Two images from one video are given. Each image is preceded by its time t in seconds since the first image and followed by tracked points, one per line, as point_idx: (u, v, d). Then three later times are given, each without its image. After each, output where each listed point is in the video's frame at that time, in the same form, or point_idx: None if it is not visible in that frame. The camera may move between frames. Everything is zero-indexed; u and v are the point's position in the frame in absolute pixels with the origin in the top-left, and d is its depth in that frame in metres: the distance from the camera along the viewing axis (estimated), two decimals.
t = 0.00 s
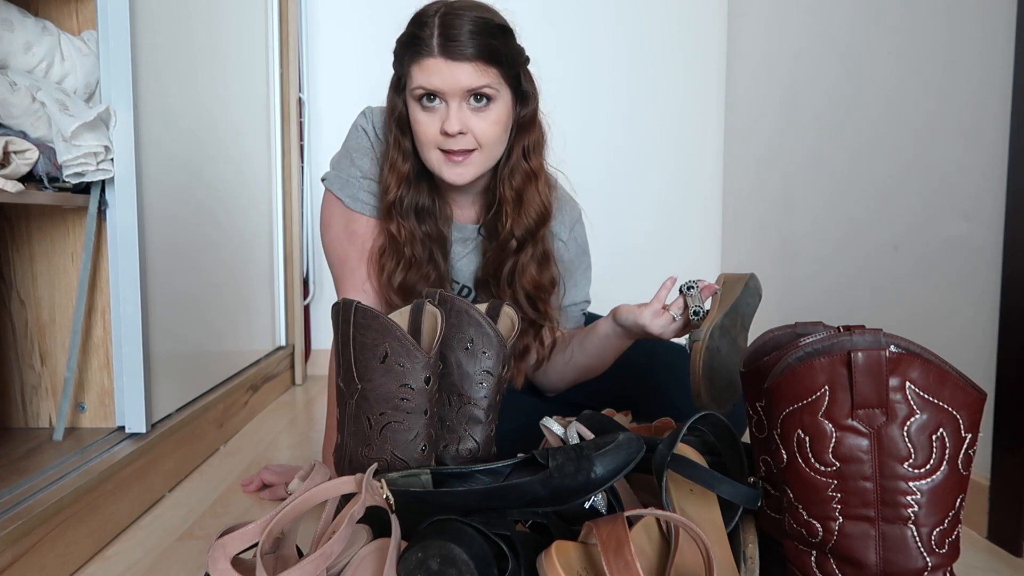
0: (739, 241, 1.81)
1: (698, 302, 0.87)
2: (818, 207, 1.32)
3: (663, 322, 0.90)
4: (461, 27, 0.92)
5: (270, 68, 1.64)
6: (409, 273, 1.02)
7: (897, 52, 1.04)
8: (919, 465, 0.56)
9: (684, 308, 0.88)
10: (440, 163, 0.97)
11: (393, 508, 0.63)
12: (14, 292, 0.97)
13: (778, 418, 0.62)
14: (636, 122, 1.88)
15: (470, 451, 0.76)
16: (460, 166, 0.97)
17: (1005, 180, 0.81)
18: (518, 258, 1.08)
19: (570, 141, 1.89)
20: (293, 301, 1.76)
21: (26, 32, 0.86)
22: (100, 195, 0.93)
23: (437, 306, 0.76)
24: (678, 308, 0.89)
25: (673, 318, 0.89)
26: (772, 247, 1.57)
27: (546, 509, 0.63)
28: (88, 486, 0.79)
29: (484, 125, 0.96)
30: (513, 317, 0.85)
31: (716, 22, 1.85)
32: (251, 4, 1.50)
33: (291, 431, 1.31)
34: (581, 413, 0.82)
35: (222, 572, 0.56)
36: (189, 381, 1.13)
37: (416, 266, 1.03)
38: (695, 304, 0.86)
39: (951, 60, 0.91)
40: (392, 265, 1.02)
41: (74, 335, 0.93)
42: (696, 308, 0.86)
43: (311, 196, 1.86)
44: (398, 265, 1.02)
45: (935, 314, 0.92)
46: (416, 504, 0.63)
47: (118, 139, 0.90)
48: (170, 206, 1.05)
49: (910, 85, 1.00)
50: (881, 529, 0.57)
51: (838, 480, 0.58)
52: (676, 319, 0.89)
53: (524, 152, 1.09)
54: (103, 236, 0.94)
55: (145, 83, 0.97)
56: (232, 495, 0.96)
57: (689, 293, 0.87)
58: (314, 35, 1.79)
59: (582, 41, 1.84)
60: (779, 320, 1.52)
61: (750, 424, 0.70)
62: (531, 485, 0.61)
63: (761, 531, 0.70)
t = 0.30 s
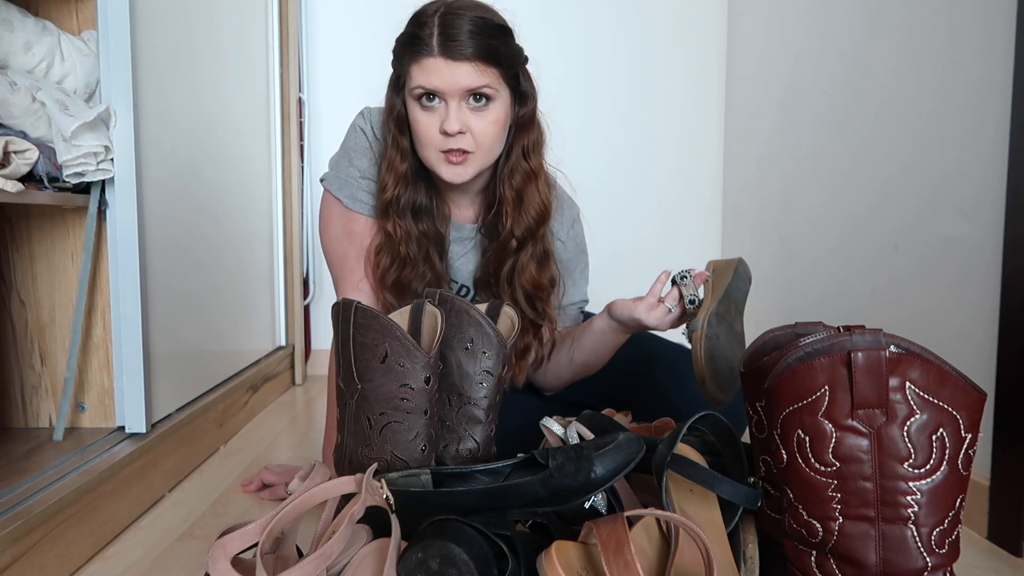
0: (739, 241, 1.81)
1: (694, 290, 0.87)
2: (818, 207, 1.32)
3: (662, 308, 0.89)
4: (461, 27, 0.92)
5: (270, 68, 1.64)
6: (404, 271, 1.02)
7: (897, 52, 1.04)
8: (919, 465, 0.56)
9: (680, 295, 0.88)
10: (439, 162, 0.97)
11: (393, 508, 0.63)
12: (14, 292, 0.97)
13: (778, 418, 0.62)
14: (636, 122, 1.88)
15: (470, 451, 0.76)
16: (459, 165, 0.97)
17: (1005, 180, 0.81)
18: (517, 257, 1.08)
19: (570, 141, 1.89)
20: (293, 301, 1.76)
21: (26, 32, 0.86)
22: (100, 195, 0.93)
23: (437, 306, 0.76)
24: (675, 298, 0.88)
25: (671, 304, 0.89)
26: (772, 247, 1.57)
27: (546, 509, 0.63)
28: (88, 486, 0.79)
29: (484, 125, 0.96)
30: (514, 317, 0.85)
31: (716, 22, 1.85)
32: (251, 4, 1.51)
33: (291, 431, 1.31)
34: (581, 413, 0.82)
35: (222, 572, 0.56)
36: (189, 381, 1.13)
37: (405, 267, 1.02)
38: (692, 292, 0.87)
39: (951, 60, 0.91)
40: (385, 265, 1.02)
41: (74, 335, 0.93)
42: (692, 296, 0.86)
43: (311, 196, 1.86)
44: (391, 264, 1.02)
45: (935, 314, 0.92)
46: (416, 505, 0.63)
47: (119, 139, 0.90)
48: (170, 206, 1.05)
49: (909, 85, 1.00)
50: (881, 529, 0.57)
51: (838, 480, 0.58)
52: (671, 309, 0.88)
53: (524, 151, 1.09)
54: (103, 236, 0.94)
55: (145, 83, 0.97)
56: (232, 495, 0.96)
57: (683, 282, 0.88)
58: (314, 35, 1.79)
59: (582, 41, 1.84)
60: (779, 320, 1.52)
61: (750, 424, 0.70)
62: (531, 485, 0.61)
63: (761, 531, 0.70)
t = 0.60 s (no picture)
0: (739, 241, 1.81)
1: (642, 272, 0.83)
2: (818, 207, 1.32)
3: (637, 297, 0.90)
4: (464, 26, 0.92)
5: (270, 68, 1.64)
6: (401, 268, 1.02)
7: (896, 52, 1.04)
8: (919, 465, 0.56)
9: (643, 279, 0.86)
10: (440, 159, 0.97)
11: (393, 508, 0.63)
12: (14, 292, 0.97)
13: (778, 418, 0.62)
14: (636, 122, 1.88)
15: (470, 451, 0.76)
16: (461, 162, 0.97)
17: (1005, 180, 0.81)
18: (510, 253, 1.07)
19: (570, 141, 1.88)
20: (293, 301, 1.76)
21: (26, 32, 0.86)
22: (100, 195, 0.93)
23: (437, 306, 0.77)
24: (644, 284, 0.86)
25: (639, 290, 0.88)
26: (773, 247, 1.57)
27: (546, 509, 0.63)
28: (88, 486, 0.79)
29: (486, 123, 0.96)
30: (513, 317, 0.85)
31: (716, 22, 1.85)
32: (251, 4, 1.51)
33: (291, 431, 1.31)
34: (581, 413, 0.82)
35: (222, 572, 0.56)
36: (190, 381, 1.13)
37: (401, 263, 1.02)
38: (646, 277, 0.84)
39: (951, 60, 0.91)
40: (382, 262, 1.02)
41: (74, 335, 0.93)
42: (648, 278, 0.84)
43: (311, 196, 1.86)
44: (388, 259, 1.02)
45: (935, 314, 0.92)
46: (416, 504, 0.63)
47: (119, 139, 0.90)
48: (170, 206, 1.05)
49: (909, 85, 1.00)
50: (881, 529, 0.57)
51: (838, 480, 0.58)
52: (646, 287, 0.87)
53: (522, 148, 1.09)
54: (103, 236, 0.94)
55: (145, 83, 0.97)
56: (232, 495, 0.96)
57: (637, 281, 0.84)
58: (314, 35, 1.79)
59: (581, 41, 1.83)
60: (779, 320, 1.52)
61: (750, 424, 0.70)
62: (531, 485, 0.61)
63: (761, 531, 0.70)
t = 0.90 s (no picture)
0: (739, 241, 1.81)
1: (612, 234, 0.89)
2: (818, 207, 1.32)
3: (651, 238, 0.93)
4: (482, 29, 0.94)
5: (270, 68, 1.64)
6: (406, 271, 1.02)
7: (896, 52, 1.04)
8: (919, 465, 0.56)
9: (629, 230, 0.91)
10: (456, 160, 0.97)
11: (393, 508, 0.63)
12: (14, 292, 0.97)
13: (778, 418, 0.62)
14: (636, 122, 1.88)
15: (470, 451, 0.76)
16: (475, 163, 0.98)
17: (1005, 179, 0.81)
18: (516, 252, 1.09)
19: (570, 141, 1.88)
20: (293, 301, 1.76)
21: (26, 32, 0.86)
22: (100, 195, 0.93)
23: (437, 306, 0.77)
24: (631, 245, 0.94)
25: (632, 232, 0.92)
26: (773, 247, 1.57)
27: (546, 509, 0.63)
28: (88, 485, 0.79)
29: (502, 126, 0.98)
30: (514, 317, 0.85)
31: (716, 22, 1.85)
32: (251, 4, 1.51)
33: (291, 431, 1.30)
34: (581, 413, 0.82)
35: (222, 572, 0.56)
36: (189, 381, 1.13)
37: (413, 263, 1.03)
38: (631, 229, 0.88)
39: (951, 60, 0.91)
40: (393, 263, 1.01)
41: (74, 335, 0.93)
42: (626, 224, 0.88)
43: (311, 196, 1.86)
44: (396, 263, 1.01)
45: (935, 314, 0.92)
46: (416, 504, 0.63)
47: (119, 139, 0.90)
48: (170, 206, 1.05)
49: (909, 85, 1.00)
50: (881, 529, 0.57)
51: (838, 480, 0.58)
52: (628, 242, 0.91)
53: (527, 150, 1.10)
54: (103, 236, 0.94)
55: (145, 83, 0.97)
56: (232, 495, 0.96)
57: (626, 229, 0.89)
58: (314, 36, 1.79)
59: (581, 41, 1.83)
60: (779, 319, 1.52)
61: (750, 424, 0.70)
62: (531, 485, 0.61)
63: (761, 531, 0.70)
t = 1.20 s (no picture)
0: (739, 240, 1.81)
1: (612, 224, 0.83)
2: (818, 207, 1.32)
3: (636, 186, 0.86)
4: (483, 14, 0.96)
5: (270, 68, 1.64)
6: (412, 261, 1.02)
7: (896, 52, 1.04)
8: (919, 465, 0.56)
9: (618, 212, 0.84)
10: (463, 144, 0.98)
11: (393, 508, 0.63)
12: (14, 292, 0.97)
13: (778, 418, 0.62)
14: (636, 122, 1.88)
15: (470, 451, 0.76)
16: (481, 147, 0.99)
17: (1005, 179, 0.81)
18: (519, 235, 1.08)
19: (570, 141, 1.88)
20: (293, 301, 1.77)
21: (26, 32, 0.86)
22: (100, 195, 0.93)
23: (437, 306, 0.77)
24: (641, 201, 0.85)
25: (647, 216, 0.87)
26: (773, 247, 1.57)
27: (546, 509, 0.63)
28: (88, 485, 0.79)
29: (505, 110, 1.00)
30: (514, 317, 0.85)
31: (716, 22, 1.85)
32: (252, 4, 1.51)
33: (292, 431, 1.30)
34: (581, 413, 0.82)
35: (222, 572, 0.56)
36: (190, 381, 1.13)
37: (425, 249, 1.03)
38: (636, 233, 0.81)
39: (951, 60, 0.91)
40: (407, 253, 1.02)
41: (74, 335, 0.93)
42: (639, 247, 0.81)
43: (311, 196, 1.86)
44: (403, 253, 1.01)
45: (936, 314, 0.92)
46: (416, 505, 0.63)
47: (119, 139, 0.91)
48: (170, 206, 1.05)
49: (909, 85, 1.00)
50: (881, 529, 0.57)
51: (838, 480, 0.58)
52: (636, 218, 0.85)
53: (524, 135, 1.11)
54: (103, 236, 0.94)
55: (145, 83, 0.97)
56: (232, 495, 0.96)
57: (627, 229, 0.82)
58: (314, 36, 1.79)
59: (581, 41, 1.84)
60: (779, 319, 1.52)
61: (750, 424, 0.70)
62: (531, 485, 0.62)
63: (761, 531, 0.70)
